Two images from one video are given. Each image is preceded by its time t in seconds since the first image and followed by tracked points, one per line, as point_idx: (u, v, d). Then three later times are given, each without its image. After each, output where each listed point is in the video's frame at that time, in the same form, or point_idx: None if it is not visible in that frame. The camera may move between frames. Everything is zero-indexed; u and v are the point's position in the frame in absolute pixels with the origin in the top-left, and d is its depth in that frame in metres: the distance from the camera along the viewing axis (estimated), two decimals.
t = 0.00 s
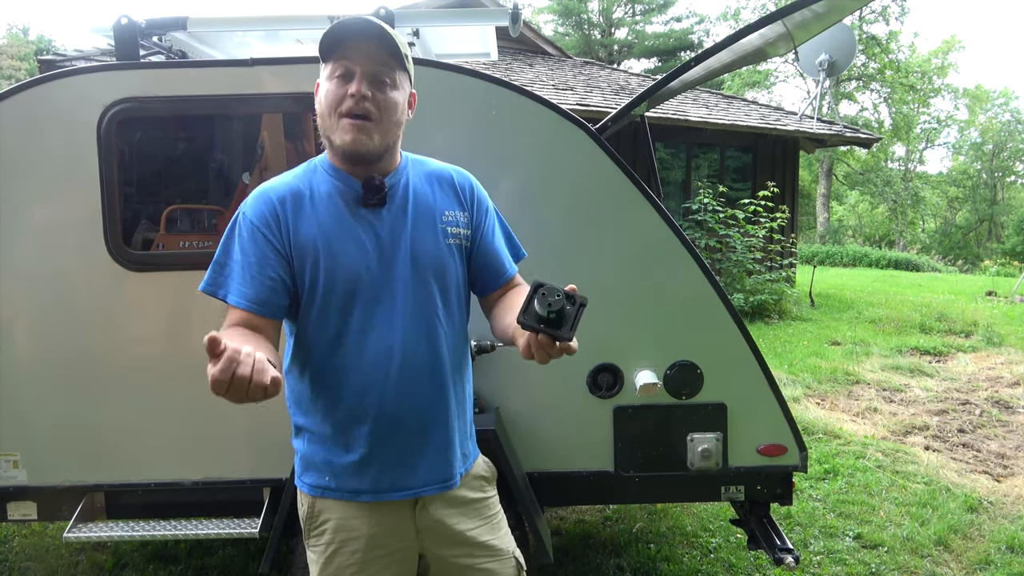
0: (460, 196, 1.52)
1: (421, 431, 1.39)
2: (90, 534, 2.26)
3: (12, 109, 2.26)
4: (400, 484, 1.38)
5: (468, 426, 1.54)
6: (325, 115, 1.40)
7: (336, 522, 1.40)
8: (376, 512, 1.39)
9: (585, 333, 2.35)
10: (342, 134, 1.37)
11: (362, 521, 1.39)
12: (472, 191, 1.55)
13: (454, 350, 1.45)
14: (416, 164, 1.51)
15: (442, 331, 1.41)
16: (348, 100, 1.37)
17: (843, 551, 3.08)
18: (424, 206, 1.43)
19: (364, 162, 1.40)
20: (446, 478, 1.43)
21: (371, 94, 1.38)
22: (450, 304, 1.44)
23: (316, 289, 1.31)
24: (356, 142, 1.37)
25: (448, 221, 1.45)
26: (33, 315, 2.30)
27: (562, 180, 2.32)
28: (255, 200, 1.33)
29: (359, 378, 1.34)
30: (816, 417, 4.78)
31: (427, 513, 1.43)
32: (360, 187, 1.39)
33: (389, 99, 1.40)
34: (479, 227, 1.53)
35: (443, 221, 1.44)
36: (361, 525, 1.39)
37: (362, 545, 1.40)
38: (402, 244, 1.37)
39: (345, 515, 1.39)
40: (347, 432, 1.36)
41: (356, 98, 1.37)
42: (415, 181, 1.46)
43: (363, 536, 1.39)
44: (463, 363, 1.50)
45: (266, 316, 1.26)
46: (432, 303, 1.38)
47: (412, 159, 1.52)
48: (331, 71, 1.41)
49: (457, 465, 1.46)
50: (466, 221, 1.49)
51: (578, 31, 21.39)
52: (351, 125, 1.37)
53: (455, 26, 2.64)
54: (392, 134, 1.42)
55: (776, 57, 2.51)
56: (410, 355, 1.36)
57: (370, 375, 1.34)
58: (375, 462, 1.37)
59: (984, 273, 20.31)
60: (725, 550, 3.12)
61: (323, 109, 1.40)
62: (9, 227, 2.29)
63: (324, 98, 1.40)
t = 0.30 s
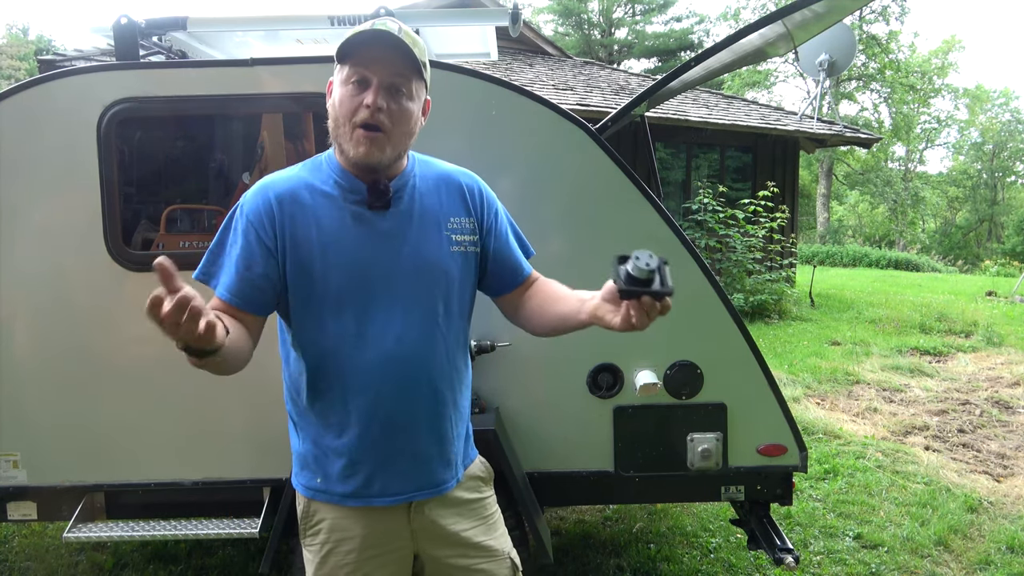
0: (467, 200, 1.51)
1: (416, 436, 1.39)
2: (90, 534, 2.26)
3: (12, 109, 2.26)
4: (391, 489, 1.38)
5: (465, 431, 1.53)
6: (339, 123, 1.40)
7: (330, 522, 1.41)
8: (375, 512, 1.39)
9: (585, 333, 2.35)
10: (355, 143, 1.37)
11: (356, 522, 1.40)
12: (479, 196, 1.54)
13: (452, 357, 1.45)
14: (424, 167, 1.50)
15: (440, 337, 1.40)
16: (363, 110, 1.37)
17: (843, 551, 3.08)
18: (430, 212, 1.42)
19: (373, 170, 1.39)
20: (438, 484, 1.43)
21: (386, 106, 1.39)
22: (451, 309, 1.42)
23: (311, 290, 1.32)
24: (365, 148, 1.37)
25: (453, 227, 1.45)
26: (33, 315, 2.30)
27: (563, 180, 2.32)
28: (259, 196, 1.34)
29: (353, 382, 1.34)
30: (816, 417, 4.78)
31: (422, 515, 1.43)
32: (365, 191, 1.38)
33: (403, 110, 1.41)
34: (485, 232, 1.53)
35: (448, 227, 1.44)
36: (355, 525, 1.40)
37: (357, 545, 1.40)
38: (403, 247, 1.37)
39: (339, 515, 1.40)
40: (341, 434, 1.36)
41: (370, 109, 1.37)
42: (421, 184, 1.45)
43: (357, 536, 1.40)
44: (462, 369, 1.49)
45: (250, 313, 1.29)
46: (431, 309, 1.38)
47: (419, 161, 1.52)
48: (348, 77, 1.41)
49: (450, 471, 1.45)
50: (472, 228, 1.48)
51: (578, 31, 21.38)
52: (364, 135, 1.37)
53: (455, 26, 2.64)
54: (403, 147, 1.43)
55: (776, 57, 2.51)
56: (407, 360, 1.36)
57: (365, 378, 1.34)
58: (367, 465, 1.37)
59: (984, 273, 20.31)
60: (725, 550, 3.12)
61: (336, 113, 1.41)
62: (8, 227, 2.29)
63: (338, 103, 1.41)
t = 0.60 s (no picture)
0: (468, 205, 1.52)
1: (410, 438, 1.39)
2: (90, 534, 2.26)
3: (12, 109, 2.26)
4: (382, 491, 1.38)
5: (459, 435, 1.54)
6: (348, 103, 1.38)
7: (324, 525, 1.40)
8: (374, 513, 1.39)
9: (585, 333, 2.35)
10: (365, 119, 1.36)
11: (350, 525, 1.39)
12: (480, 202, 1.56)
13: (447, 359, 1.45)
14: (427, 168, 1.52)
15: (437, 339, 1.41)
16: (372, 87, 1.36)
17: (843, 551, 3.08)
18: (432, 212, 1.43)
19: (381, 155, 1.40)
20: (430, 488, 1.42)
21: (395, 83, 1.38)
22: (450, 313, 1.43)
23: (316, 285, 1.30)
24: (378, 128, 1.35)
25: (454, 229, 1.45)
26: (33, 315, 2.30)
27: (563, 180, 2.32)
28: (264, 186, 1.32)
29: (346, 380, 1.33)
30: (816, 417, 4.78)
31: (417, 517, 1.43)
32: (369, 184, 1.38)
33: (412, 92, 1.41)
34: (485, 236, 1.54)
35: (449, 228, 1.45)
36: (349, 528, 1.39)
37: (351, 548, 1.39)
38: (404, 247, 1.37)
39: (333, 518, 1.39)
40: (334, 434, 1.35)
41: (379, 86, 1.36)
42: (423, 186, 1.46)
43: (351, 539, 1.39)
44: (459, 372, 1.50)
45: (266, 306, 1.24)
46: (429, 308, 1.38)
47: (423, 162, 1.53)
48: (357, 62, 1.40)
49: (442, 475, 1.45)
50: (471, 230, 1.49)
51: (578, 31, 21.38)
52: (374, 110, 1.35)
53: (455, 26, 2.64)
54: (411, 125, 1.41)
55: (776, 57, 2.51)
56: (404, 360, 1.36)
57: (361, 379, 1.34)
58: (360, 465, 1.36)
59: (984, 273, 20.30)
60: (725, 550, 3.12)
61: (346, 98, 1.39)
62: (8, 227, 2.29)
63: (347, 87, 1.39)
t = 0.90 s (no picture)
0: (463, 203, 1.58)
1: (417, 423, 1.41)
2: (90, 534, 2.26)
3: (12, 109, 2.26)
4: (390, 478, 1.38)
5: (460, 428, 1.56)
6: (328, 109, 1.38)
7: (323, 528, 1.39)
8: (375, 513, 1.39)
9: (585, 333, 2.35)
10: (347, 123, 1.35)
11: (350, 527, 1.38)
12: (472, 201, 1.62)
13: (450, 346, 1.48)
14: (422, 168, 1.56)
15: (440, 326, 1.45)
16: (349, 90, 1.36)
17: (843, 551, 3.08)
18: (429, 205, 1.47)
19: (369, 153, 1.40)
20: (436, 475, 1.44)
21: (371, 83, 1.37)
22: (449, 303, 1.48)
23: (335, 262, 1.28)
24: (362, 132, 1.35)
25: (451, 221, 1.49)
26: (33, 315, 2.30)
27: (563, 180, 2.32)
28: (281, 167, 1.30)
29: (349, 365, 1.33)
30: (816, 417, 4.78)
31: (416, 519, 1.44)
32: (366, 177, 1.39)
33: (390, 89, 1.40)
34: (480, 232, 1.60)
35: (445, 220, 1.48)
36: (349, 531, 1.38)
37: (351, 551, 1.39)
38: (411, 235, 1.40)
39: (332, 521, 1.38)
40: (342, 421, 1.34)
41: (356, 87, 1.36)
42: (422, 182, 1.50)
43: (351, 542, 1.39)
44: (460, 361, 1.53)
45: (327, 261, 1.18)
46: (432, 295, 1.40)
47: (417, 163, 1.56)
48: (330, 67, 1.39)
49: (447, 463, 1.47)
50: (465, 224, 1.54)
51: (578, 31, 21.38)
52: (354, 112, 1.35)
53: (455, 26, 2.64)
54: (393, 122, 1.41)
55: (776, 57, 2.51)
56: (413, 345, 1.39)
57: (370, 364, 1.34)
58: (369, 451, 1.36)
59: (984, 273, 20.30)
60: (725, 550, 3.12)
61: (325, 105, 1.39)
62: (8, 227, 2.29)
63: (325, 94, 1.39)
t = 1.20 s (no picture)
0: (462, 203, 1.58)
1: (427, 428, 1.41)
2: (90, 534, 2.26)
3: (12, 109, 2.26)
4: (405, 484, 1.39)
5: (465, 429, 1.57)
6: (348, 115, 1.38)
7: (334, 530, 1.38)
8: (377, 517, 1.39)
9: (585, 333, 2.35)
10: (370, 134, 1.38)
11: (360, 529, 1.38)
12: (472, 201, 1.62)
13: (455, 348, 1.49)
14: (420, 170, 1.55)
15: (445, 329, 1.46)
16: (375, 102, 1.37)
17: (843, 551, 3.08)
18: (432, 208, 1.47)
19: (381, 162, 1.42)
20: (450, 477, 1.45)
21: (396, 97, 1.40)
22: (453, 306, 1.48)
23: (330, 278, 1.29)
24: (384, 146, 1.39)
25: (452, 225, 1.50)
26: (33, 315, 2.30)
27: (563, 180, 2.32)
28: (267, 182, 1.29)
29: (364, 372, 1.34)
30: (816, 417, 4.78)
31: (426, 518, 1.44)
32: (369, 182, 1.39)
33: (408, 105, 1.45)
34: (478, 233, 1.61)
35: (447, 224, 1.49)
36: (360, 532, 1.38)
37: (361, 552, 1.39)
38: (412, 240, 1.40)
39: (343, 523, 1.38)
40: (354, 431, 1.34)
41: (383, 101, 1.38)
42: (421, 184, 1.50)
43: (361, 543, 1.39)
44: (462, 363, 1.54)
45: (285, 299, 1.21)
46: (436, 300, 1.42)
47: (415, 165, 1.56)
48: (352, 73, 1.39)
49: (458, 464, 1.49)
50: (466, 226, 1.55)
51: (578, 31, 21.38)
52: (379, 125, 1.38)
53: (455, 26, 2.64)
54: (407, 136, 1.46)
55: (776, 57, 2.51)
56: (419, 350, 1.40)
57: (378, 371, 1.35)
58: (382, 459, 1.37)
59: (984, 273, 20.31)
60: (725, 550, 3.12)
61: (344, 111, 1.39)
62: (8, 227, 2.29)
63: (345, 100, 1.38)
